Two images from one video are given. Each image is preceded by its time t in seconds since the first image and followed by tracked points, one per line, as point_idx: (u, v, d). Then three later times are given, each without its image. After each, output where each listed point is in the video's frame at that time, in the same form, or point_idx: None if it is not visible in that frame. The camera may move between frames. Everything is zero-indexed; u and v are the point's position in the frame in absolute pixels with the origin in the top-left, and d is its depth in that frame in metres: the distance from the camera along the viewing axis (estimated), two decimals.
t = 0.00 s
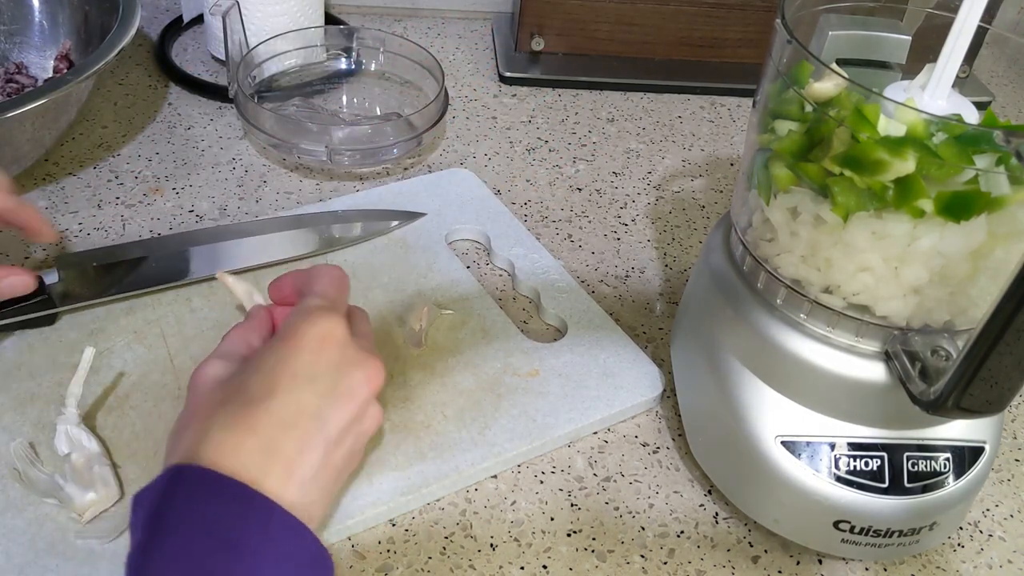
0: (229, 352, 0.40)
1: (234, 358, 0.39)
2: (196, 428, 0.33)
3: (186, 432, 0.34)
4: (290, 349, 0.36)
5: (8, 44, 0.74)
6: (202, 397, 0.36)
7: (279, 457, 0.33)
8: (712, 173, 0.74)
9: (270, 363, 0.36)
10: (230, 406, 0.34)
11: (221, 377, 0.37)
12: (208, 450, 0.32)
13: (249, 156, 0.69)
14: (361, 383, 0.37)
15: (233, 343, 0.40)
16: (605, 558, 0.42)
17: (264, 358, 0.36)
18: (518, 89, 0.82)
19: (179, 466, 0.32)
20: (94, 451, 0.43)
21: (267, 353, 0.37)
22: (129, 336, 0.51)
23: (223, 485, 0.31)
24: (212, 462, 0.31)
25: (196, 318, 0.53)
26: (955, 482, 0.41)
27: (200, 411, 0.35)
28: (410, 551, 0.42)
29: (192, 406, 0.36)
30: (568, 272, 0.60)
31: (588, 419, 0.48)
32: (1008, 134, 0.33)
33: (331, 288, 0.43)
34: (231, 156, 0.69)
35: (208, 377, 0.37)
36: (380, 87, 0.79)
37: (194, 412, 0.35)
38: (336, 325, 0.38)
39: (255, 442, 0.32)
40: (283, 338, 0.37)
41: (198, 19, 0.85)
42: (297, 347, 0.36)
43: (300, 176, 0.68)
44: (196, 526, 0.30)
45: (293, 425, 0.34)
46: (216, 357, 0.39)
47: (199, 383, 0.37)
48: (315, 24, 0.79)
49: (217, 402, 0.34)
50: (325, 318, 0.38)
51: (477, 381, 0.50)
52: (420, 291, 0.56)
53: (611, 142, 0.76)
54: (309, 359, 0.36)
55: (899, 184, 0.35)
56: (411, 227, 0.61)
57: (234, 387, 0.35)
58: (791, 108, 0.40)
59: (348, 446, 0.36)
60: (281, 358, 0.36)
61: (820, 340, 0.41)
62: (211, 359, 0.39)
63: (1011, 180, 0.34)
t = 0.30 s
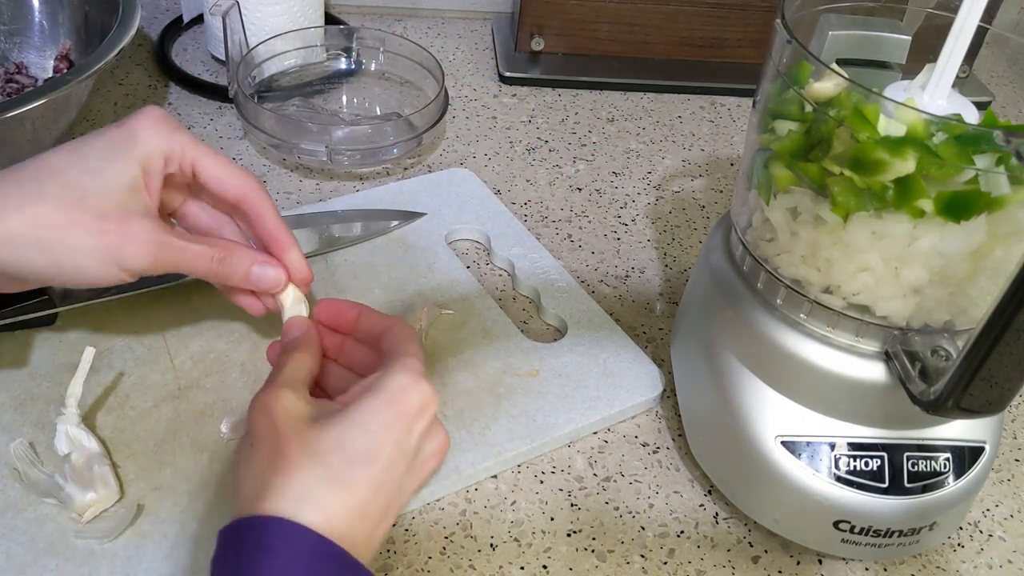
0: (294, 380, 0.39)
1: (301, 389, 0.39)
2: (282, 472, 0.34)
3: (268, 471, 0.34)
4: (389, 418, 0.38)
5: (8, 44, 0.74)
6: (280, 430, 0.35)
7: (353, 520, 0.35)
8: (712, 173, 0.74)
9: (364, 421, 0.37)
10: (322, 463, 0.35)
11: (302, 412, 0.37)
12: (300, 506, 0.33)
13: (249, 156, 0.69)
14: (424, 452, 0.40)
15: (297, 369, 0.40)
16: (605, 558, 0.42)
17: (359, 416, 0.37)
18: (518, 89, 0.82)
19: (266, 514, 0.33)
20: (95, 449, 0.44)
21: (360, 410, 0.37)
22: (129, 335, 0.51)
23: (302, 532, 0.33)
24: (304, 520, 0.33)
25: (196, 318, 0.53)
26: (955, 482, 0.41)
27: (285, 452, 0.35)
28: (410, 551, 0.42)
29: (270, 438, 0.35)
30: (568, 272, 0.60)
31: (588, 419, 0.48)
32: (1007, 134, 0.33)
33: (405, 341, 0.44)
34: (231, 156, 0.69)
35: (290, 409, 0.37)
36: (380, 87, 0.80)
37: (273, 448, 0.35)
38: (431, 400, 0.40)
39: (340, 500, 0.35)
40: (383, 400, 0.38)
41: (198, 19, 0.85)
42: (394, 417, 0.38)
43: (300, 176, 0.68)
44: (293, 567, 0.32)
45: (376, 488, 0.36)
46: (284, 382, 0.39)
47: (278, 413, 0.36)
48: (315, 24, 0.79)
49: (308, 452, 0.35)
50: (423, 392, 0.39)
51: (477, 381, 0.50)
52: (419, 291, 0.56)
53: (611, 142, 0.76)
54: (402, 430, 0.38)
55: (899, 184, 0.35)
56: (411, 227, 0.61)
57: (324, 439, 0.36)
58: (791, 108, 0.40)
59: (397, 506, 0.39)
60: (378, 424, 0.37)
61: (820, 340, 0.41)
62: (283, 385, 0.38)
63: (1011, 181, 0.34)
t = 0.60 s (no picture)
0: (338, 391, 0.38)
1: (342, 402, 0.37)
2: (332, 500, 0.34)
3: (317, 495, 0.34)
4: (432, 453, 0.36)
5: (8, 44, 0.74)
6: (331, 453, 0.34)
7: (389, 547, 0.35)
8: (712, 172, 0.74)
9: (410, 453, 0.36)
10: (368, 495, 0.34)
11: (351, 434, 0.35)
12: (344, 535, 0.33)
13: (249, 156, 0.69)
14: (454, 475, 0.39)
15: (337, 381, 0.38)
16: (605, 558, 0.42)
17: (405, 448, 0.36)
18: (518, 89, 0.82)
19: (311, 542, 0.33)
20: (95, 449, 0.44)
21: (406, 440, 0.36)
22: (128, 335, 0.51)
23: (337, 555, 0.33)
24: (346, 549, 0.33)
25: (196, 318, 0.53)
26: (955, 482, 0.41)
27: (335, 479, 0.34)
28: (410, 551, 0.42)
29: (322, 461, 0.34)
30: (568, 272, 0.60)
31: (588, 419, 0.48)
32: (1008, 134, 0.33)
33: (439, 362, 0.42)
34: (231, 156, 0.69)
35: (339, 428, 0.35)
36: (380, 87, 0.80)
37: (324, 475, 0.34)
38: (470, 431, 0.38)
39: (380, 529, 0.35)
40: (428, 434, 0.37)
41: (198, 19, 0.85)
42: (439, 451, 0.37)
43: (300, 176, 0.68)
44: None
45: (412, 516, 0.36)
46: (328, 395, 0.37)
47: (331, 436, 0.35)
48: (315, 24, 0.79)
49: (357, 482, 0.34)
50: (461, 426, 0.38)
51: (477, 381, 0.50)
52: (419, 291, 0.56)
53: (611, 142, 0.76)
54: (443, 464, 0.37)
55: (899, 184, 0.35)
56: (411, 227, 0.61)
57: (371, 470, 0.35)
58: (791, 108, 0.40)
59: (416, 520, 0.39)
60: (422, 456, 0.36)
61: (821, 340, 0.41)
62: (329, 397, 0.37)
63: (1011, 180, 0.34)
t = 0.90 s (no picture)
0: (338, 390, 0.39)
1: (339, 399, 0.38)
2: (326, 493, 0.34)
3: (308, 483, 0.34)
4: (429, 450, 0.37)
5: (8, 44, 0.74)
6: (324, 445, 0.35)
7: (378, 544, 0.35)
8: (712, 173, 0.74)
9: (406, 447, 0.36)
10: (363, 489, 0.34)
11: (346, 428, 0.36)
12: (336, 530, 0.33)
13: (249, 156, 0.69)
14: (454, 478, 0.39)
15: (340, 382, 0.39)
16: (605, 558, 0.42)
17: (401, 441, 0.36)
18: (518, 89, 0.82)
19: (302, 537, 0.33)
20: (95, 449, 0.44)
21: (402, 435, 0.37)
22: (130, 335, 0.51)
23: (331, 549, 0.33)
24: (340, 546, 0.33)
25: (196, 318, 0.53)
26: (955, 482, 0.41)
27: (328, 472, 0.34)
28: (410, 551, 0.42)
29: (312, 451, 0.35)
30: (568, 272, 0.60)
31: (588, 419, 0.48)
32: (1008, 134, 0.33)
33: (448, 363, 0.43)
34: (231, 156, 0.69)
35: (334, 418, 0.36)
36: (380, 87, 0.80)
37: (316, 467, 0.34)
38: (470, 432, 0.39)
39: (375, 525, 0.35)
40: (424, 430, 0.37)
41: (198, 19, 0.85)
42: (435, 446, 0.37)
43: (300, 176, 0.68)
44: None
45: (407, 514, 0.36)
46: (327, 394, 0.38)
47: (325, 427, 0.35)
48: (315, 24, 0.79)
49: (350, 475, 0.34)
50: (461, 426, 0.38)
51: (477, 381, 0.50)
52: (419, 291, 0.56)
53: (611, 142, 0.76)
54: (441, 462, 0.37)
55: (899, 184, 0.35)
56: (411, 227, 0.61)
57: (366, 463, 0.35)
58: (791, 108, 0.40)
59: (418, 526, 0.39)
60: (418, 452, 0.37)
61: (821, 340, 0.41)
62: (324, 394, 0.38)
63: (1010, 181, 0.34)
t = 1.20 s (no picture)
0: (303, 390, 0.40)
1: (302, 393, 0.40)
2: (267, 476, 0.35)
3: (256, 472, 0.35)
4: (383, 432, 0.37)
5: (8, 44, 0.74)
6: (268, 430, 0.36)
7: (337, 531, 0.35)
8: (712, 172, 0.74)
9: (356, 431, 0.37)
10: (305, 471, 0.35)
11: (294, 416, 0.37)
12: (282, 513, 0.34)
13: (249, 156, 0.69)
14: (431, 465, 0.39)
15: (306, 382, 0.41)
16: (605, 558, 0.42)
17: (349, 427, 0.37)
18: (518, 89, 0.82)
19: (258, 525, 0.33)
20: (96, 449, 0.43)
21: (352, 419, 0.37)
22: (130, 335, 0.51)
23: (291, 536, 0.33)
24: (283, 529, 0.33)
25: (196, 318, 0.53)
26: (955, 482, 0.41)
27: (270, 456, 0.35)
28: (409, 551, 0.42)
29: (258, 442, 0.36)
30: (568, 272, 0.60)
31: (588, 419, 0.48)
32: (1008, 134, 0.33)
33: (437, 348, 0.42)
34: (231, 156, 0.69)
35: (280, 408, 0.37)
36: (380, 87, 0.80)
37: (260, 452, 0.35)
38: (436, 413, 0.38)
39: (323, 509, 0.34)
40: (379, 413, 0.37)
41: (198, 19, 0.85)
42: (391, 428, 0.37)
43: (300, 176, 0.68)
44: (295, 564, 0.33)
45: (364, 501, 0.36)
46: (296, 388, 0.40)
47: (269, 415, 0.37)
48: (315, 24, 0.79)
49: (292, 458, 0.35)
50: (425, 407, 0.38)
51: (477, 381, 0.50)
52: (419, 291, 0.56)
53: (611, 142, 0.76)
54: (399, 444, 0.37)
55: (899, 184, 0.35)
56: (411, 227, 0.61)
57: (311, 446, 0.36)
58: (791, 108, 0.40)
59: (401, 517, 0.38)
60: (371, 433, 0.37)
61: (820, 340, 0.41)
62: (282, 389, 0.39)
63: (1010, 181, 0.34)
